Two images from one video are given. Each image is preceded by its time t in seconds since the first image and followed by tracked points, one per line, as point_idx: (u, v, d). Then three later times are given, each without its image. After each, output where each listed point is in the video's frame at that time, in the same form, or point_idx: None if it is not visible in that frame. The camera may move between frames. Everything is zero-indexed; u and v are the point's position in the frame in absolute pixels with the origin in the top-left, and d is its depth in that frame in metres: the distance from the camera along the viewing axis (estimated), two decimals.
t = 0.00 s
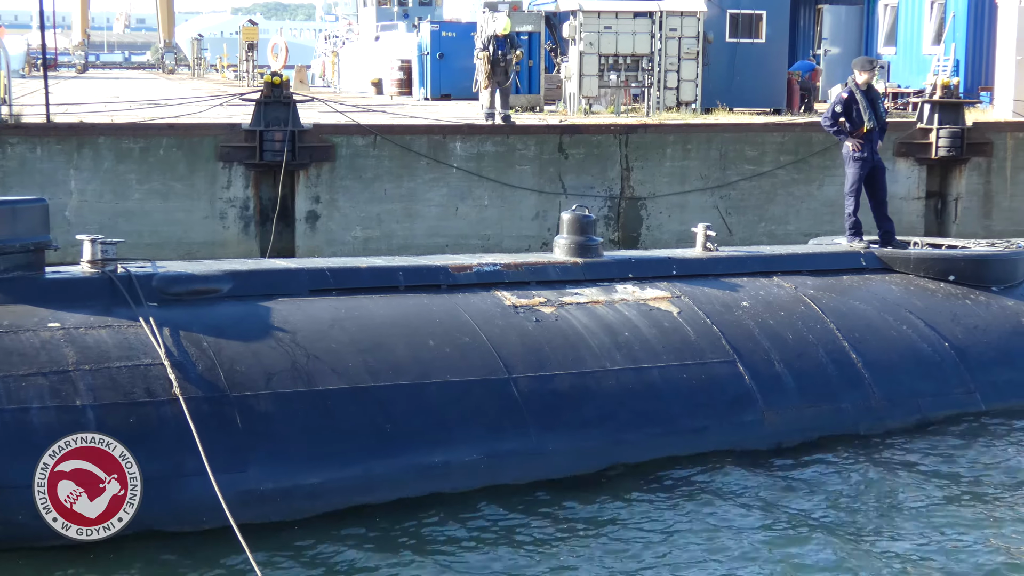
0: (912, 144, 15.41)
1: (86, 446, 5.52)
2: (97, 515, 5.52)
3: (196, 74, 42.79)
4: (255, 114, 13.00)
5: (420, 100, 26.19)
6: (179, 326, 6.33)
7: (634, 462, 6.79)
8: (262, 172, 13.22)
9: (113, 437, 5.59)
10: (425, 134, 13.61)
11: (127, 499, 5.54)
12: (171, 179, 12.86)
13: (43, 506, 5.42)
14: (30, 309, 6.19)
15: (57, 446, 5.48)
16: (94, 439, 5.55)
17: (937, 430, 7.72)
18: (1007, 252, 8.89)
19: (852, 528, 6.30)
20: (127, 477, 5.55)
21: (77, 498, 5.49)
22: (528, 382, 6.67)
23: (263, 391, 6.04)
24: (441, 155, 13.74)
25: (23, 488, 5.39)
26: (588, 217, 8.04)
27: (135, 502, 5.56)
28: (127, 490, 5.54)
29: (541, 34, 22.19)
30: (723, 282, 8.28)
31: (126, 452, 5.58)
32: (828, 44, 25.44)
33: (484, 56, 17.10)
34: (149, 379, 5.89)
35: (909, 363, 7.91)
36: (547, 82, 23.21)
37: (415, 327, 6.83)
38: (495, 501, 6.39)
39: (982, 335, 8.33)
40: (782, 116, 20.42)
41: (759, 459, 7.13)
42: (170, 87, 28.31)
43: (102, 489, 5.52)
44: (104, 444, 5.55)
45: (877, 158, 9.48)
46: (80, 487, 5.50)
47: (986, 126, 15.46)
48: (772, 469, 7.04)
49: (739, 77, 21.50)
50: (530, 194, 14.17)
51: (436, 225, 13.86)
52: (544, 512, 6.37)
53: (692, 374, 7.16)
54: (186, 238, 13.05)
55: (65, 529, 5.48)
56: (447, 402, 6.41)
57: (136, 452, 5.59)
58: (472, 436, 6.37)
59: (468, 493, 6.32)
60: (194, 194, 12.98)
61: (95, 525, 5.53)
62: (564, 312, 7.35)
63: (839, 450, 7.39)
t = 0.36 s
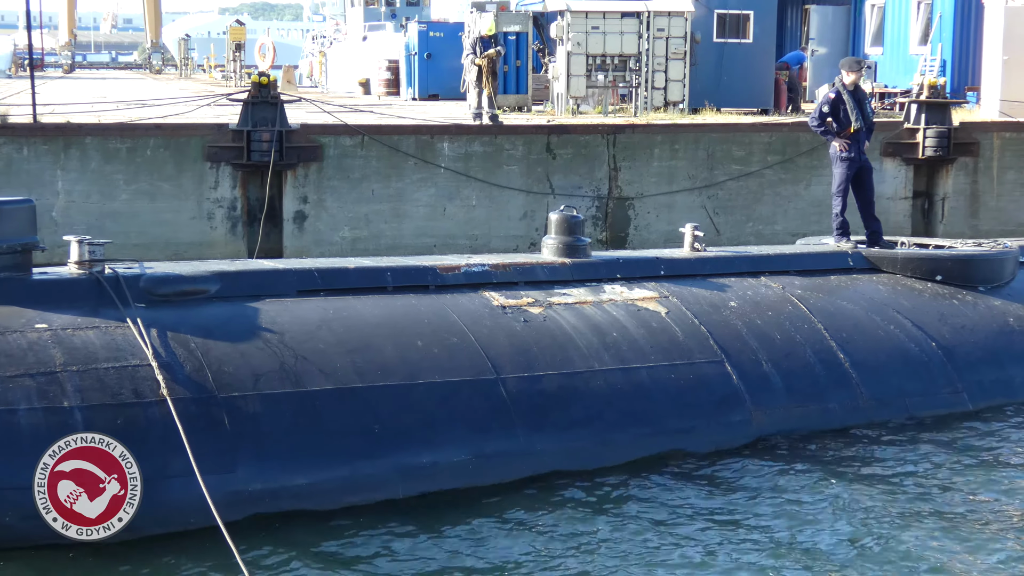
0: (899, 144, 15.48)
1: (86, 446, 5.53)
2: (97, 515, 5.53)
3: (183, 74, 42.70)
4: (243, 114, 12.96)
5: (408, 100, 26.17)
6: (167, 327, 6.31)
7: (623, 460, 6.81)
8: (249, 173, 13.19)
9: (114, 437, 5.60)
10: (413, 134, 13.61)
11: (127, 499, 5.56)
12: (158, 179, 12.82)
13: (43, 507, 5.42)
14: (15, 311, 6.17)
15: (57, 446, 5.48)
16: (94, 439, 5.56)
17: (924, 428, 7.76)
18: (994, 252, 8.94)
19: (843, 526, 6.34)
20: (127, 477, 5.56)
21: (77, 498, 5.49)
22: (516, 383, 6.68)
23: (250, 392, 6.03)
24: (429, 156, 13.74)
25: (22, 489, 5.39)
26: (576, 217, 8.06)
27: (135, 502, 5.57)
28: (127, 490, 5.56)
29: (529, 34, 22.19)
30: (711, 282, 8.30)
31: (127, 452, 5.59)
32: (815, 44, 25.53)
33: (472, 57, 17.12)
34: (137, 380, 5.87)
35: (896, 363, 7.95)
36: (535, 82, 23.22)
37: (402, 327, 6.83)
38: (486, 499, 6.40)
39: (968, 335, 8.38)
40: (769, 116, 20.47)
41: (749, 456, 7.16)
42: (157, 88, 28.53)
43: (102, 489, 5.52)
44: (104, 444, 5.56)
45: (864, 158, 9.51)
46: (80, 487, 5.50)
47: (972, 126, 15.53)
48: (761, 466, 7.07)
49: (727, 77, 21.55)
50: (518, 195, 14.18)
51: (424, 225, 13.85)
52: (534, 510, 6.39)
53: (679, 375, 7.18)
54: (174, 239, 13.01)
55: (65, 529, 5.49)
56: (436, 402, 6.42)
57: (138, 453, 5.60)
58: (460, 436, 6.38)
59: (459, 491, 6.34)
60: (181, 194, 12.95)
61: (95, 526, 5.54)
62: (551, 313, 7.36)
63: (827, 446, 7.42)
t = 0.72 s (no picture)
0: (886, 144, 15.55)
1: (87, 446, 5.54)
2: (96, 515, 5.54)
3: (170, 74, 42.60)
4: (230, 114, 12.93)
5: (396, 100, 26.15)
6: (154, 327, 6.29)
7: (613, 459, 6.83)
8: (236, 173, 13.16)
9: (114, 437, 5.61)
10: (400, 134, 13.60)
11: (127, 499, 5.57)
12: (146, 180, 12.79)
13: (43, 506, 5.43)
14: (3, 313, 6.15)
15: (57, 446, 5.49)
16: (94, 439, 5.57)
17: (910, 427, 7.81)
18: (980, 252, 8.99)
19: (833, 525, 6.39)
20: (127, 477, 5.58)
21: (77, 498, 5.50)
22: (504, 383, 6.68)
23: (238, 393, 6.02)
24: (417, 156, 13.73)
25: (22, 489, 5.40)
26: (563, 218, 8.07)
27: (135, 502, 5.59)
28: (127, 490, 5.57)
29: (517, 34, 22.20)
30: (698, 282, 8.33)
31: (126, 453, 5.60)
32: (802, 44, 25.61)
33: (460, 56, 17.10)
34: (124, 381, 5.85)
35: (883, 363, 7.99)
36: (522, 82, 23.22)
37: (390, 328, 6.82)
38: (477, 498, 6.42)
39: (955, 334, 8.43)
40: (756, 116, 20.52)
41: (738, 455, 7.19)
42: (144, 87, 28.58)
43: (102, 489, 5.54)
44: (104, 444, 5.57)
45: (851, 159, 9.55)
46: (80, 487, 5.51)
47: (959, 126, 15.61)
48: (748, 466, 7.11)
49: (714, 77, 21.59)
50: (506, 195, 14.19)
51: (411, 225, 13.84)
52: (525, 508, 6.41)
53: (667, 375, 7.20)
54: (161, 240, 12.96)
55: (66, 529, 5.50)
56: (425, 402, 6.42)
57: (137, 453, 5.62)
58: (449, 437, 6.39)
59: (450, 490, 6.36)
60: (168, 195, 12.91)
61: (95, 525, 5.55)
62: (539, 313, 7.37)
63: (815, 445, 7.46)
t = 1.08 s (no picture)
0: (875, 144, 15.61)
1: (87, 446, 5.55)
2: (97, 515, 5.55)
3: (160, 74, 42.50)
4: (219, 114, 12.90)
5: (386, 100, 26.13)
6: (143, 329, 6.28)
7: (605, 459, 6.85)
8: (226, 173, 13.14)
9: (114, 437, 5.62)
10: (390, 134, 13.59)
11: (127, 499, 5.59)
12: (135, 180, 12.76)
13: (43, 507, 5.43)
14: None
15: (57, 446, 5.50)
16: (94, 439, 5.58)
17: (901, 427, 7.85)
18: (969, 251, 9.02)
19: (825, 524, 6.42)
20: (127, 477, 5.59)
21: (77, 498, 5.51)
22: (494, 383, 6.69)
23: (228, 394, 6.01)
24: (407, 156, 13.72)
25: (22, 490, 5.40)
26: (553, 218, 8.07)
27: (135, 502, 5.60)
28: (127, 490, 5.59)
29: (506, 34, 22.21)
30: (688, 282, 8.34)
31: (126, 452, 5.62)
32: (791, 44, 25.68)
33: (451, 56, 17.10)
34: (114, 382, 5.84)
35: (873, 363, 8.02)
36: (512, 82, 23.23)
37: (381, 328, 6.82)
38: (470, 499, 6.43)
39: (945, 334, 8.47)
40: (745, 116, 20.58)
41: (730, 455, 7.22)
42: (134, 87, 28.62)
43: (102, 489, 5.54)
44: (104, 444, 5.58)
45: (840, 159, 9.58)
46: (80, 487, 5.52)
47: (948, 126, 15.67)
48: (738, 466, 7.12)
49: (704, 76, 21.63)
50: (496, 195, 14.20)
51: (401, 225, 13.84)
52: (519, 509, 6.43)
53: (657, 375, 7.21)
54: (150, 240, 12.93)
55: (65, 529, 5.50)
56: (415, 402, 6.42)
57: (137, 453, 5.63)
58: (441, 437, 6.40)
59: (444, 491, 6.36)
60: (158, 195, 12.88)
61: (96, 525, 5.56)
62: (529, 313, 7.38)
63: (805, 445, 7.48)
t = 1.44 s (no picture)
0: (863, 144, 15.67)
1: (86, 446, 5.57)
2: (97, 515, 5.56)
3: (148, 74, 42.38)
4: (208, 114, 12.87)
5: (375, 100, 26.10)
6: (132, 329, 6.27)
7: (596, 458, 6.87)
8: (215, 173, 13.11)
9: (114, 436, 5.64)
10: (379, 134, 13.58)
11: (127, 499, 5.61)
12: (124, 180, 12.73)
13: (43, 507, 5.45)
14: None
15: (57, 446, 5.51)
16: (94, 439, 5.60)
17: (889, 425, 7.89)
18: (957, 251, 9.06)
19: (817, 522, 6.46)
20: (127, 477, 5.61)
21: (77, 498, 5.52)
22: (484, 383, 6.70)
23: (217, 394, 6.01)
24: (396, 156, 13.72)
25: (22, 490, 5.41)
26: (542, 218, 8.09)
27: (135, 501, 5.62)
28: (127, 490, 5.61)
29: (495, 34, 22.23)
30: (677, 282, 8.36)
31: (126, 452, 5.64)
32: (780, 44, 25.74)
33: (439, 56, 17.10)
34: (102, 383, 5.83)
35: (861, 363, 8.06)
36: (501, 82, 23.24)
37: (370, 328, 6.82)
38: (461, 498, 6.44)
39: (933, 333, 8.51)
40: (734, 116, 20.63)
41: (720, 454, 7.24)
42: (121, 87, 28.54)
43: (102, 489, 5.57)
44: (104, 444, 5.60)
45: (828, 159, 9.61)
46: (80, 487, 5.53)
47: (936, 126, 15.74)
48: (727, 465, 7.15)
49: (693, 76, 21.68)
50: (485, 195, 14.21)
51: (391, 226, 13.83)
52: (512, 508, 6.44)
53: (646, 375, 7.23)
54: (139, 240, 12.90)
55: (65, 529, 5.52)
56: (404, 403, 6.42)
57: (137, 453, 5.65)
58: (430, 437, 6.41)
59: (436, 490, 6.37)
60: (146, 195, 12.85)
61: (95, 525, 5.57)
62: (519, 313, 7.39)
63: (795, 444, 7.52)
